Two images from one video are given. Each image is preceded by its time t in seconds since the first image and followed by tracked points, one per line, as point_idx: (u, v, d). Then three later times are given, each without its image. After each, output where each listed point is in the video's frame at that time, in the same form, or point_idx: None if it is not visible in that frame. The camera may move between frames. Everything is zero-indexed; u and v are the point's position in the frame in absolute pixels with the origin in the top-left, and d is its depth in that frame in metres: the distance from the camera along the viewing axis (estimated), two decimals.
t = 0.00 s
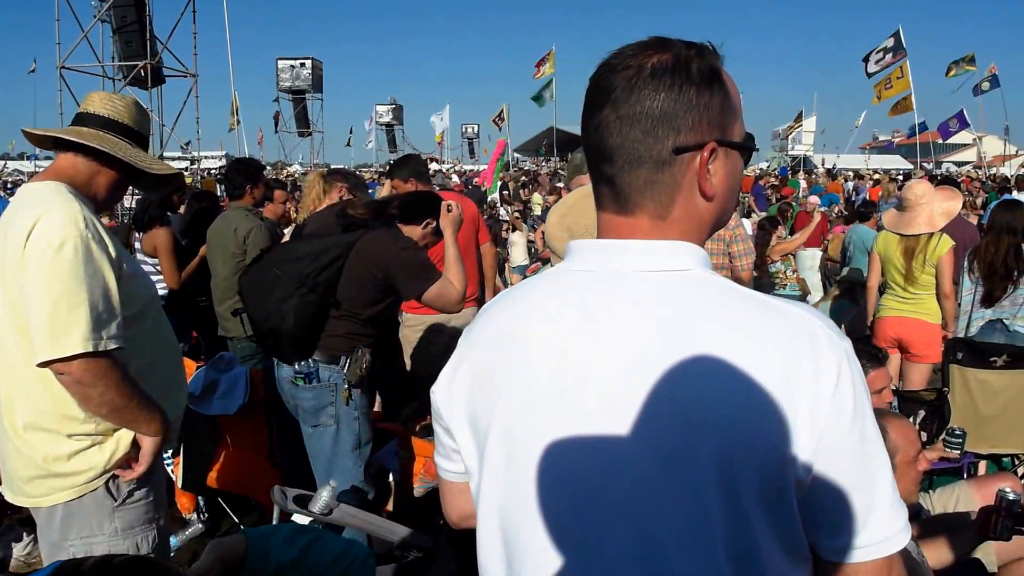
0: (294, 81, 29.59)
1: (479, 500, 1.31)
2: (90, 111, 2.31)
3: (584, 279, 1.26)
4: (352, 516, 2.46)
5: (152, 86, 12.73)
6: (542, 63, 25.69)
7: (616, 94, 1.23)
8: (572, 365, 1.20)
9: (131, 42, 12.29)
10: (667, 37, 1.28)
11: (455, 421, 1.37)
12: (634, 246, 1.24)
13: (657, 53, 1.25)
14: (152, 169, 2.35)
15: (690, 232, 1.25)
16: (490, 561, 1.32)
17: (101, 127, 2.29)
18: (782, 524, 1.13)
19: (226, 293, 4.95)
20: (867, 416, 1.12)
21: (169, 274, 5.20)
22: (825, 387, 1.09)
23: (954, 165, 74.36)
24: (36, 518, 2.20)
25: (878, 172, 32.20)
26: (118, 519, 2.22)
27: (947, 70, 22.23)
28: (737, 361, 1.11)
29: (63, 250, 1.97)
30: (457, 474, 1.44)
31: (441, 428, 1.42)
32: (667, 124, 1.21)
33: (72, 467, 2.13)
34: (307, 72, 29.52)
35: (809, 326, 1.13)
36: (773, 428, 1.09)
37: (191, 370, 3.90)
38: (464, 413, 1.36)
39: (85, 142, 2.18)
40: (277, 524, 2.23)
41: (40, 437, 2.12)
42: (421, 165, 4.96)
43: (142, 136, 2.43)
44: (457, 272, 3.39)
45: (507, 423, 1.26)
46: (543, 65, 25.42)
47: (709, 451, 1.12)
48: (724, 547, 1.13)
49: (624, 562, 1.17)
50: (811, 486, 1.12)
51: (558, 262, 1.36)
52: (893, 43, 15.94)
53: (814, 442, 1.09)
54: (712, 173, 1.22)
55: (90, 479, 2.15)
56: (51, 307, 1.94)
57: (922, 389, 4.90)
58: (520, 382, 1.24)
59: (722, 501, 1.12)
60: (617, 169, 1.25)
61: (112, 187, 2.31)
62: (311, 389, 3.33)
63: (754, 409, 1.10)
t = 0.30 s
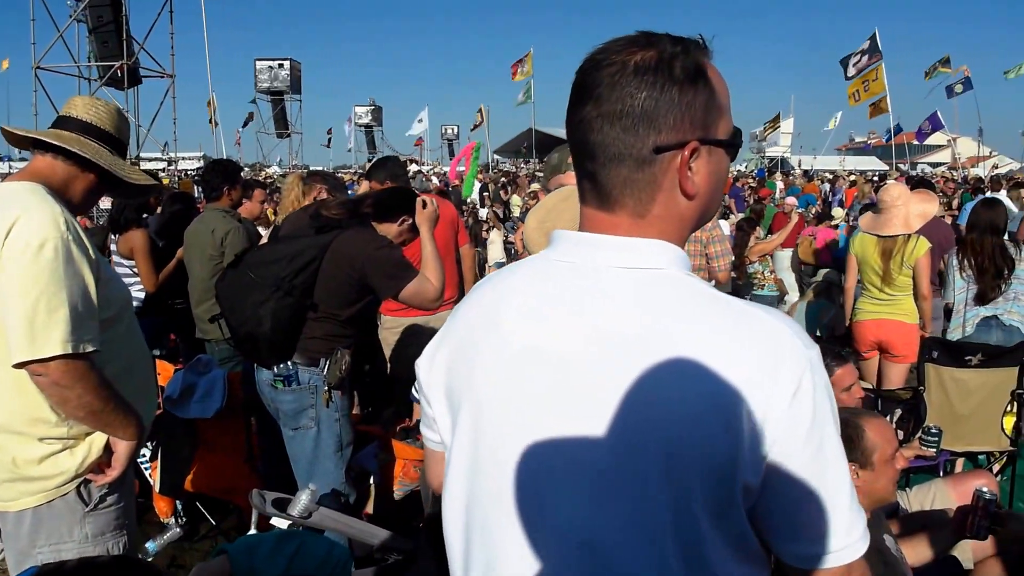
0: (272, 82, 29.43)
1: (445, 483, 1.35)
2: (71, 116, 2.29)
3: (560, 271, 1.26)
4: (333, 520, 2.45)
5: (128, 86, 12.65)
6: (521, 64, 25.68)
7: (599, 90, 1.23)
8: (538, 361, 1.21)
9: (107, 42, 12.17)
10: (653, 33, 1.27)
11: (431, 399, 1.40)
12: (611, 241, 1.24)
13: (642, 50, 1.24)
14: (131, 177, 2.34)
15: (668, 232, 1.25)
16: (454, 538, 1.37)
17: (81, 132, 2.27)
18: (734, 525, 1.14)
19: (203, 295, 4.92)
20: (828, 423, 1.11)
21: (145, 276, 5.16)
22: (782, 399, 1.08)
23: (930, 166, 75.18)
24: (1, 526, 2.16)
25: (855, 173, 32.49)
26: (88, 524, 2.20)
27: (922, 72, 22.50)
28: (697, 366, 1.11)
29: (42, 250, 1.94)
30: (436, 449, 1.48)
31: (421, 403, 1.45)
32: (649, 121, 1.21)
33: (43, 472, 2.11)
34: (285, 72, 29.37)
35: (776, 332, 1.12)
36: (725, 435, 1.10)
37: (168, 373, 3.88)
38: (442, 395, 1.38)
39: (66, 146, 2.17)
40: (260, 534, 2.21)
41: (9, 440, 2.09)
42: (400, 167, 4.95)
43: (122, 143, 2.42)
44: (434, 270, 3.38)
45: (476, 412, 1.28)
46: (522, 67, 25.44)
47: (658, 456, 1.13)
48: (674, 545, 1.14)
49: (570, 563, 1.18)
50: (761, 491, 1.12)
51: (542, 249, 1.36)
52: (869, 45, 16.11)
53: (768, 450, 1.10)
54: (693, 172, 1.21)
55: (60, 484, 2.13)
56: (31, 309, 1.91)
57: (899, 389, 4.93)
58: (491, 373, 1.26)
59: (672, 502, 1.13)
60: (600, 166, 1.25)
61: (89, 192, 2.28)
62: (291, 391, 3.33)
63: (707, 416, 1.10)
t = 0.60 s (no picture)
0: (251, 84, 29.29)
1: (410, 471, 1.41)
2: (41, 118, 2.27)
3: (522, 275, 1.29)
4: (312, 524, 2.44)
5: (105, 87, 12.56)
6: (500, 66, 25.69)
7: (575, 95, 1.23)
8: (493, 367, 1.25)
9: (83, 43, 12.06)
10: (635, 42, 1.27)
11: (404, 389, 1.47)
12: (572, 248, 1.25)
13: (622, 58, 1.24)
14: (102, 178, 2.32)
15: (632, 242, 1.25)
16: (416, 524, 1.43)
17: (52, 133, 2.25)
18: (669, 538, 1.15)
19: (181, 299, 4.88)
20: (766, 443, 1.11)
21: (121, 279, 5.11)
22: (714, 424, 1.09)
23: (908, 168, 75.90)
24: None
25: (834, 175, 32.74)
26: (59, 529, 2.19)
27: (898, 75, 22.74)
28: (637, 383, 1.12)
29: (15, 250, 1.92)
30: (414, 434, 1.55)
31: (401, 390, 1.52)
32: (621, 129, 1.21)
33: (13, 476, 2.08)
34: (264, 74, 29.24)
35: (723, 350, 1.11)
36: (658, 447, 1.11)
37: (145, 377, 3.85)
38: (412, 386, 1.45)
39: (36, 146, 2.14)
40: (240, 538, 2.15)
41: None
42: (379, 169, 4.94)
43: (93, 144, 2.40)
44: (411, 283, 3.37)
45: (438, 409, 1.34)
46: (502, 69, 25.47)
47: (590, 468, 1.15)
48: (608, 553, 1.17)
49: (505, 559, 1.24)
50: (693, 506, 1.13)
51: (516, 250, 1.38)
52: (846, 49, 16.26)
53: (699, 470, 1.10)
54: (662, 183, 1.22)
55: (31, 489, 2.11)
56: (3, 310, 1.88)
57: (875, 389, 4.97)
58: (451, 372, 1.31)
59: (604, 512, 1.16)
60: (571, 170, 1.26)
61: (61, 193, 2.26)
62: (273, 396, 3.32)
63: (639, 431, 1.12)
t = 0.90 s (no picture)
0: (229, 86, 29.12)
1: (384, 458, 1.45)
2: (16, 121, 2.25)
3: (487, 268, 1.30)
4: (291, 527, 2.43)
5: (81, 89, 12.46)
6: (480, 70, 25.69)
7: (546, 90, 1.24)
8: (452, 359, 1.27)
9: (59, 45, 11.95)
10: (611, 43, 1.28)
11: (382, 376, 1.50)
12: (536, 242, 1.25)
13: (595, 57, 1.25)
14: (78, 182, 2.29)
15: (596, 238, 1.25)
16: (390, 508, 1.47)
17: (27, 136, 2.23)
18: (621, 529, 1.16)
19: (157, 303, 4.85)
20: (717, 439, 1.10)
21: (98, 283, 5.07)
22: (655, 418, 1.08)
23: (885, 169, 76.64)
24: None
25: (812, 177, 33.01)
26: (26, 537, 2.17)
27: (873, 78, 22.96)
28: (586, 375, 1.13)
29: None
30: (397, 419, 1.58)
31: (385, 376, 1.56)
32: (589, 126, 1.21)
33: None
34: (242, 76, 29.09)
35: (673, 347, 1.11)
36: (603, 438, 1.12)
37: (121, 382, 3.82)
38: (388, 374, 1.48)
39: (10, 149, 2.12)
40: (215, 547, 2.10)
41: None
42: (359, 172, 4.93)
43: (69, 148, 2.37)
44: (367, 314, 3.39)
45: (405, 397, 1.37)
46: (481, 71, 25.48)
47: (536, 458, 1.16)
48: (558, 543, 1.18)
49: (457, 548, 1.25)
50: (642, 499, 1.13)
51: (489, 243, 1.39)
52: (823, 52, 16.38)
53: (643, 463, 1.10)
54: (628, 180, 1.22)
55: None
56: None
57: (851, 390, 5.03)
58: (417, 361, 1.34)
59: (553, 502, 1.17)
60: (540, 164, 1.26)
61: (36, 197, 2.23)
62: (263, 401, 3.32)
63: (582, 423, 1.12)
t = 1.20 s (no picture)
0: (206, 88, 28.89)
1: (356, 460, 1.45)
2: None
3: (454, 271, 1.31)
4: (270, 533, 2.42)
5: (56, 91, 12.33)
6: (458, 73, 25.62)
7: (514, 93, 1.25)
8: (419, 361, 1.28)
9: (34, 46, 11.82)
10: (578, 47, 1.28)
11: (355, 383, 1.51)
12: (503, 245, 1.26)
13: (562, 61, 1.26)
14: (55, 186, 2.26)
15: (562, 239, 1.26)
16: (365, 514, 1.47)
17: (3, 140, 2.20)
18: (587, 529, 1.16)
19: (133, 307, 4.80)
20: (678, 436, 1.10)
21: (73, 288, 5.01)
22: (615, 416, 1.09)
23: (864, 171, 77.32)
24: None
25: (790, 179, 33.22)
26: None
27: (850, 81, 23.18)
28: (546, 375, 1.13)
29: None
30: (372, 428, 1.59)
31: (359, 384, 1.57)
32: (556, 127, 1.22)
33: None
34: (221, 78, 28.89)
35: (633, 346, 1.12)
36: (565, 439, 1.12)
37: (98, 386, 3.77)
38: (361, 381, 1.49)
39: None
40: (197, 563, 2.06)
41: None
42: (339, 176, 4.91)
43: (46, 151, 2.34)
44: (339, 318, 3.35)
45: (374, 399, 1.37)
46: (462, 73, 25.42)
47: (498, 457, 1.16)
48: (525, 545, 1.18)
49: (425, 552, 1.25)
50: (606, 495, 1.13)
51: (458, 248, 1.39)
52: (801, 54, 16.48)
53: (604, 460, 1.11)
54: (595, 182, 1.22)
55: None
56: None
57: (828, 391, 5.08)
58: (386, 365, 1.34)
59: (519, 503, 1.17)
60: (509, 165, 1.27)
61: (12, 200, 2.20)
62: (248, 406, 3.32)
63: (543, 422, 1.13)
